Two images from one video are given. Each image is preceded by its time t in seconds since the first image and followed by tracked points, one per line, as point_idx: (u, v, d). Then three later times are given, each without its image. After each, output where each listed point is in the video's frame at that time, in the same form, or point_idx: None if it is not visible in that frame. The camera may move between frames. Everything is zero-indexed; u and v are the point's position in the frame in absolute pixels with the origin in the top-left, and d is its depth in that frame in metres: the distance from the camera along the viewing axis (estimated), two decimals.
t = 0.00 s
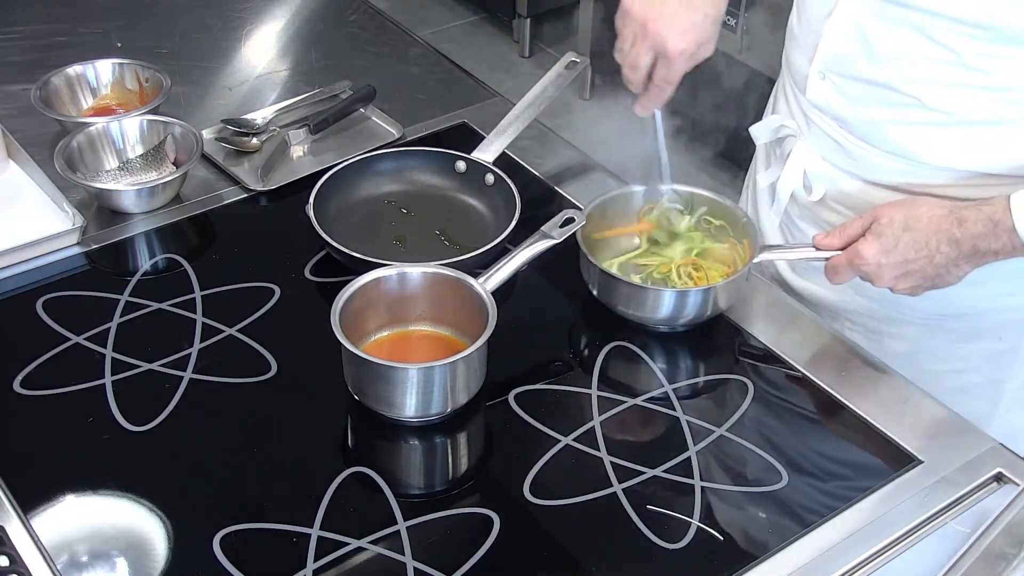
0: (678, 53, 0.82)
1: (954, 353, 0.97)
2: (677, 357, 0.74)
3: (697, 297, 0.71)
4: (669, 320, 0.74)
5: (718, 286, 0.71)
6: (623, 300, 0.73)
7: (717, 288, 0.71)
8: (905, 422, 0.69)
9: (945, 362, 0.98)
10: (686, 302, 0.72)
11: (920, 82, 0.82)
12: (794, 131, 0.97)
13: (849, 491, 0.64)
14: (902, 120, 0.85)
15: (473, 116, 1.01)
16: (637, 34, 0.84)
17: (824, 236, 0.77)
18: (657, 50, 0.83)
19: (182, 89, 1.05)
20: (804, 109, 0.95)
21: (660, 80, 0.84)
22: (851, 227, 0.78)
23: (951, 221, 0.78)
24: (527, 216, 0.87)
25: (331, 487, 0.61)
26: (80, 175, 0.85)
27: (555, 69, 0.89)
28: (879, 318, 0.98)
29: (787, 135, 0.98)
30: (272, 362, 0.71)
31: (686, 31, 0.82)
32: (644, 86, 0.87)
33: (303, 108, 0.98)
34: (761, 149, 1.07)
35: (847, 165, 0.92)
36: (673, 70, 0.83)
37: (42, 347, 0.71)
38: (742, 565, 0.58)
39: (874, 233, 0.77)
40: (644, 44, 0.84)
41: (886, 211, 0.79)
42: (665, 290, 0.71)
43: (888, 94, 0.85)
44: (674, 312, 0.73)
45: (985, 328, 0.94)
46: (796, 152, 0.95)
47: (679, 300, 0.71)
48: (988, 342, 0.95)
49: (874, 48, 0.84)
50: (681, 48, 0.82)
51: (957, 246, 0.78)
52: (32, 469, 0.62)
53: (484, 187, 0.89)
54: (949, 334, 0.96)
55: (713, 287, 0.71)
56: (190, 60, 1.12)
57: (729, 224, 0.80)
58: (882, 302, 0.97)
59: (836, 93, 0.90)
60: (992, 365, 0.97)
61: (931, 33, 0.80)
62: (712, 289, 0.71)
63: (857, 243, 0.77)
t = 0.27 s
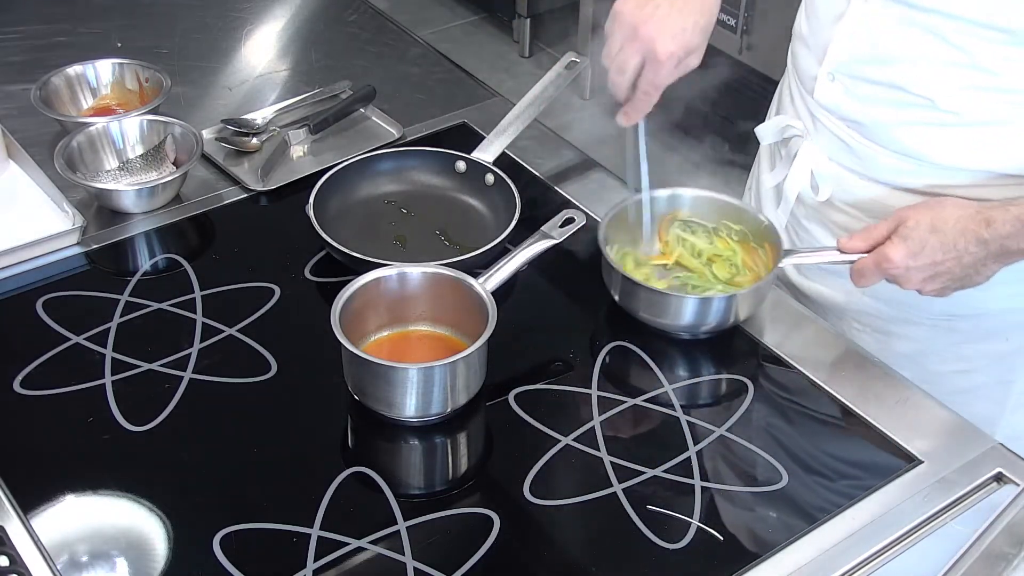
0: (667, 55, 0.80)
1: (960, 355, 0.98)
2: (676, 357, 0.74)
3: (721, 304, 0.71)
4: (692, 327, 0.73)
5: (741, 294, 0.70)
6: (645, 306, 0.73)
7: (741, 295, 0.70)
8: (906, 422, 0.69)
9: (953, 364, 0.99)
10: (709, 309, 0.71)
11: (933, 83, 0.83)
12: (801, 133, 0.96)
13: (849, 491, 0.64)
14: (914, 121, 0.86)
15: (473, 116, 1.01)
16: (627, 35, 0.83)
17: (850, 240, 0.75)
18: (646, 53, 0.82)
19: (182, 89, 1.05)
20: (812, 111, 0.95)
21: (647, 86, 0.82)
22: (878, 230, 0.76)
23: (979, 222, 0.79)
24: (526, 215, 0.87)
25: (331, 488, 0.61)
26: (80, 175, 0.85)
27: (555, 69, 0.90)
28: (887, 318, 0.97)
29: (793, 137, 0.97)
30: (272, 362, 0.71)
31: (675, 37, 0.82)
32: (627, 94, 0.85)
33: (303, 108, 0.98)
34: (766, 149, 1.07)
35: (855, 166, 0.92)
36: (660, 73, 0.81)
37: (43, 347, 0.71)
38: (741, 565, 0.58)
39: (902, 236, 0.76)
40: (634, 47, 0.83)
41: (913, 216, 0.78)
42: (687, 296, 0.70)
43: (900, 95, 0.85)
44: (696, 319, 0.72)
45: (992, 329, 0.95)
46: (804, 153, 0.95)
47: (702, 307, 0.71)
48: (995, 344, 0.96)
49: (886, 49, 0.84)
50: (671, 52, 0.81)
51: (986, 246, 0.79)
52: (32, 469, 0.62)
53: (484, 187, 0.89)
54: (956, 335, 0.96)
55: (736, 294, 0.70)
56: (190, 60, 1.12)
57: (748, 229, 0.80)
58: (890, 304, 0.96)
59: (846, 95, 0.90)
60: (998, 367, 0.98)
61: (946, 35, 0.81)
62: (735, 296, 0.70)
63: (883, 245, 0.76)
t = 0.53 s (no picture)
0: (674, 61, 0.80)
1: (964, 355, 0.98)
2: (676, 357, 0.74)
3: (721, 308, 0.71)
4: (693, 331, 0.73)
5: (742, 297, 0.71)
6: (645, 309, 0.73)
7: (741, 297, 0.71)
8: (906, 422, 0.69)
9: (955, 364, 0.99)
10: (709, 312, 0.71)
11: (937, 82, 0.83)
12: (805, 131, 0.96)
13: (850, 491, 0.64)
14: (917, 120, 0.86)
15: (474, 116, 1.01)
16: (633, 42, 0.83)
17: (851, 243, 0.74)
18: (651, 60, 0.81)
19: (182, 89, 1.05)
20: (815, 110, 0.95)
21: (652, 93, 0.80)
22: (875, 232, 0.77)
23: (980, 220, 0.79)
24: (526, 215, 0.87)
25: (331, 488, 0.61)
26: (80, 175, 0.85)
27: (555, 69, 0.90)
28: (889, 319, 0.97)
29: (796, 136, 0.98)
30: (272, 362, 0.71)
31: (682, 44, 0.81)
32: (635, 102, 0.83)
33: (303, 108, 0.98)
34: (767, 149, 1.07)
35: (858, 165, 0.92)
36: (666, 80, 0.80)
37: (43, 347, 0.71)
38: (742, 565, 0.58)
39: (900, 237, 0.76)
40: (640, 54, 0.82)
41: (914, 217, 0.78)
42: (687, 300, 0.71)
43: (903, 95, 0.85)
44: (697, 323, 0.72)
45: (996, 330, 0.95)
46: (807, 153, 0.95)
47: (703, 310, 0.71)
48: (999, 344, 0.96)
49: (890, 48, 0.84)
50: (677, 60, 0.80)
51: (987, 244, 0.79)
52: (32, 468, 0.62)
53: (484, 187, 0.89)
54: (959, 335, 0.97)
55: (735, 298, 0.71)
56: (190, 60, 1.12)
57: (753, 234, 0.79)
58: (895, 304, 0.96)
59: (849, 94, 0.90)
60: (1001, 367, 0.98)
61: (949, 34, 0.81)
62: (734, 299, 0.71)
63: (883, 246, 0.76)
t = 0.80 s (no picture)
0: (689, 82, 0.80)
1: (963, 355, 0.98)
2: (676, 357, 0.74)
3: (716, 309, 0.70)
4: (687, 333, 0.73)
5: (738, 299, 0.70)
6: (639, 310, 0.72)
7: (736, 299, 0.70)
8: (906, 422, 0.69)
9: (952, 363, 0.99)
10: (705, 314, 0.71)
11: (937, 81, 0.83)
12: (803, 130, 0.96)
13: (850, 492, 0.64)
14: (916, 119, 0.86)
15: (474, 116, 1.01)
16: (646, 68, 0.82)
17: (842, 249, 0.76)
18: (666, 84, 0.81)
19: (182, 89, 1.05)
20: (813, 108, 0.95)
21: (667, 115, 0.81)
22: (872, 237, 0.77)
23: (976, 224, 0.78)
24: (526, 215, 0.87)
25: (331, 488, 0.61)
26: (80, 175, 0.85)
27: (555, 68, 0.90)
28: (887, 318, 0.98)
29: (795, 134, 0.98)
30: (272, 362, 0.71)
31: (696, 64, 0.81)
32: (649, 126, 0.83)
33: (303, 108, 0.98)
34: (766, 148, 1.08)
35: (857, 163, 0.92)
36: (682, 104, 0.81)
37: (43, 347, 0.71)
38: (742, 565, 0.58)
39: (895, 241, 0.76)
40: (653, 77, 0.81)
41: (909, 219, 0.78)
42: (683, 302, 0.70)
43: (904, 94, 0.85)
44: (692, 325, 0.71)
45: (994, 329, 0.95)
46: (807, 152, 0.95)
47: (698, 312, 0.70)
48: (997, 343, 0.96)
49: (890, 47, 0.84)
50: (693, 79, 0.80)
51: (983, 249, 0.78)
52: (31, 468, 0.62)
53: (484, 187, 0.89)
54: (958, 334, 0.97)
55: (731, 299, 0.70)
56: (190, 60, 1.12)
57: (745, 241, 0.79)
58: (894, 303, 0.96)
59: (849, 93, 0.90)
60: (998, 366, 0.98)
61: (949, 34, 0.81)
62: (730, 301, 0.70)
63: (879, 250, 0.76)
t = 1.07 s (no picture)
0: (714, 60, 0.79)
1: (963, 354, 0.98)
2: (676, 356, 0.74)
3: (721, 322, 0.70)
4: (689, 345, 0.72)
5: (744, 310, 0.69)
6: (640, 320, 0.71)
7: (742, 311, 0.69)
8: (906, 422, 0.69)
9: (954, 364, 0.99)
10: (709, 326, 0.70)
11: (937, 82, 0.83)
12: (802, 132, 0.96)
13: (850, 492, 0.64)
14: (916, 120, 0.86)
15: (474, 116, 1.01)
16: (668, 48, 0.82)
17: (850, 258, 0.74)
18: (691, 62, 0.81)
19: (182, 89, 1.05)
20: (812, 110, 0.95)
21: (695, 93, 0.81)
22: (877, 246, 0.76)
23: (982, 233, 0.78)
24: (526, 215, 0.87)
25: (331, 488, 0.61)
26: (80, 175, 0.85)
27: (556, 68, 0.91)
28: (889, 318, 0.97)
29: (794, 136, 0.98)
30: (272, 362, 0.71)
31: (719, 40, 0.81)
32: (678, 103, 0.83)
33: (303, 108, 0.98)
34: (763, 148, 1.08)
35: (857, 165, 0.92)
36: (709, 81, 0.80)
37: (43, 347, 0.71)
38: (742, 565, 0.58)
39: (901, 251, 0.75)
40: (677, 57, 0.82)
41: (918, 229, 0.77)
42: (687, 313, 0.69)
43: (904, 95, 0.85)
44: (695, 337, 0.71)
45: (996, 329, 0.95)
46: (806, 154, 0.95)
47: (702, 324, 0.70)
48: (998, 343, 0.97)
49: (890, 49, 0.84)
50: (717, 58, 0.80)
51: (990, 257, 0.78)
52: (31, 468, 0.62)
53: (484, 187, 0.89)
54: (958, 334, 0.97)
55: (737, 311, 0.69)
56: (190, 60, 1.12)
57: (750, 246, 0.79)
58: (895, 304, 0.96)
59: (848, 95, 0.90)
60: (999, 365, 0.99)
61: (950, 36, 0.80)
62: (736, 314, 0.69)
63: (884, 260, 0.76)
